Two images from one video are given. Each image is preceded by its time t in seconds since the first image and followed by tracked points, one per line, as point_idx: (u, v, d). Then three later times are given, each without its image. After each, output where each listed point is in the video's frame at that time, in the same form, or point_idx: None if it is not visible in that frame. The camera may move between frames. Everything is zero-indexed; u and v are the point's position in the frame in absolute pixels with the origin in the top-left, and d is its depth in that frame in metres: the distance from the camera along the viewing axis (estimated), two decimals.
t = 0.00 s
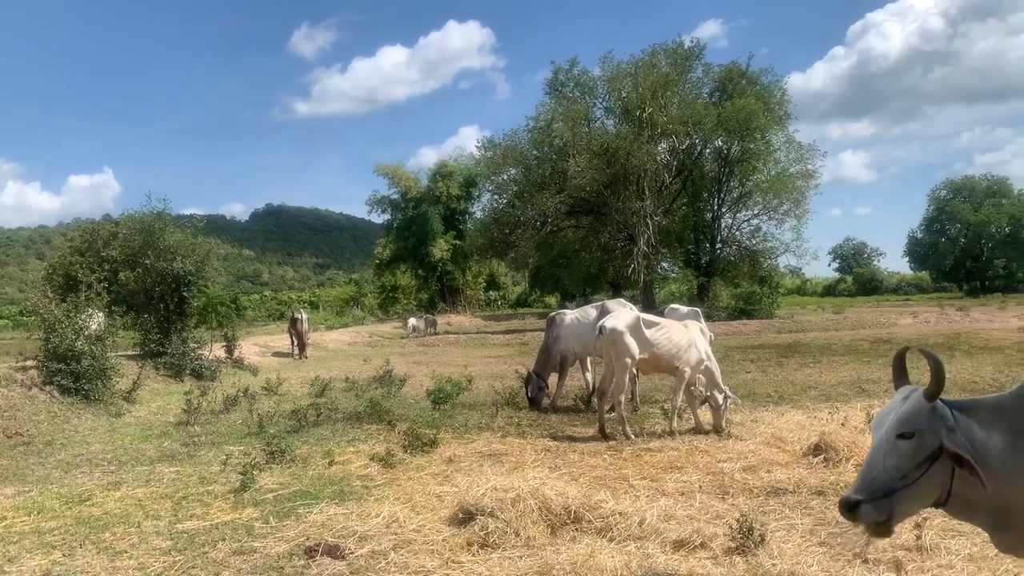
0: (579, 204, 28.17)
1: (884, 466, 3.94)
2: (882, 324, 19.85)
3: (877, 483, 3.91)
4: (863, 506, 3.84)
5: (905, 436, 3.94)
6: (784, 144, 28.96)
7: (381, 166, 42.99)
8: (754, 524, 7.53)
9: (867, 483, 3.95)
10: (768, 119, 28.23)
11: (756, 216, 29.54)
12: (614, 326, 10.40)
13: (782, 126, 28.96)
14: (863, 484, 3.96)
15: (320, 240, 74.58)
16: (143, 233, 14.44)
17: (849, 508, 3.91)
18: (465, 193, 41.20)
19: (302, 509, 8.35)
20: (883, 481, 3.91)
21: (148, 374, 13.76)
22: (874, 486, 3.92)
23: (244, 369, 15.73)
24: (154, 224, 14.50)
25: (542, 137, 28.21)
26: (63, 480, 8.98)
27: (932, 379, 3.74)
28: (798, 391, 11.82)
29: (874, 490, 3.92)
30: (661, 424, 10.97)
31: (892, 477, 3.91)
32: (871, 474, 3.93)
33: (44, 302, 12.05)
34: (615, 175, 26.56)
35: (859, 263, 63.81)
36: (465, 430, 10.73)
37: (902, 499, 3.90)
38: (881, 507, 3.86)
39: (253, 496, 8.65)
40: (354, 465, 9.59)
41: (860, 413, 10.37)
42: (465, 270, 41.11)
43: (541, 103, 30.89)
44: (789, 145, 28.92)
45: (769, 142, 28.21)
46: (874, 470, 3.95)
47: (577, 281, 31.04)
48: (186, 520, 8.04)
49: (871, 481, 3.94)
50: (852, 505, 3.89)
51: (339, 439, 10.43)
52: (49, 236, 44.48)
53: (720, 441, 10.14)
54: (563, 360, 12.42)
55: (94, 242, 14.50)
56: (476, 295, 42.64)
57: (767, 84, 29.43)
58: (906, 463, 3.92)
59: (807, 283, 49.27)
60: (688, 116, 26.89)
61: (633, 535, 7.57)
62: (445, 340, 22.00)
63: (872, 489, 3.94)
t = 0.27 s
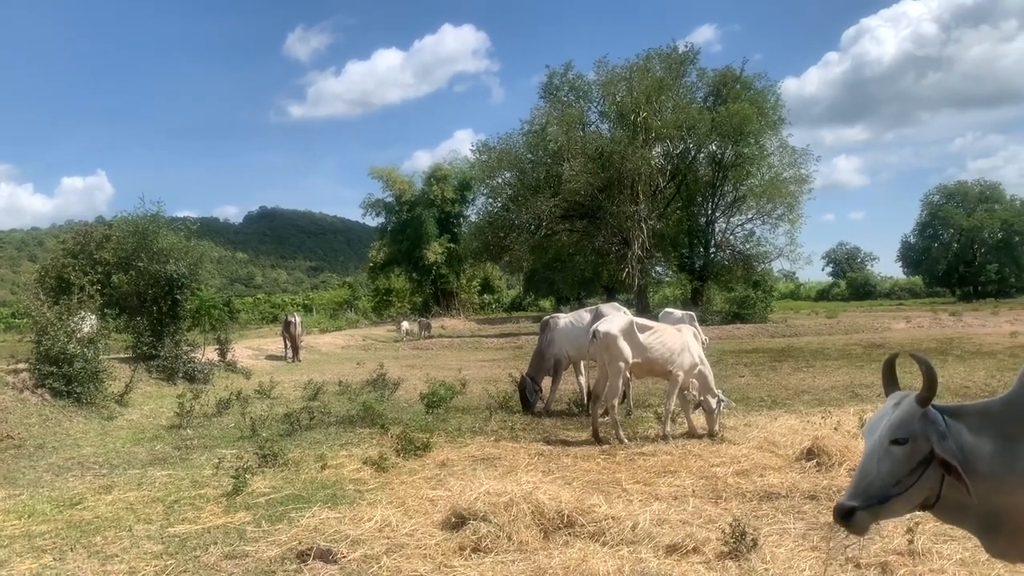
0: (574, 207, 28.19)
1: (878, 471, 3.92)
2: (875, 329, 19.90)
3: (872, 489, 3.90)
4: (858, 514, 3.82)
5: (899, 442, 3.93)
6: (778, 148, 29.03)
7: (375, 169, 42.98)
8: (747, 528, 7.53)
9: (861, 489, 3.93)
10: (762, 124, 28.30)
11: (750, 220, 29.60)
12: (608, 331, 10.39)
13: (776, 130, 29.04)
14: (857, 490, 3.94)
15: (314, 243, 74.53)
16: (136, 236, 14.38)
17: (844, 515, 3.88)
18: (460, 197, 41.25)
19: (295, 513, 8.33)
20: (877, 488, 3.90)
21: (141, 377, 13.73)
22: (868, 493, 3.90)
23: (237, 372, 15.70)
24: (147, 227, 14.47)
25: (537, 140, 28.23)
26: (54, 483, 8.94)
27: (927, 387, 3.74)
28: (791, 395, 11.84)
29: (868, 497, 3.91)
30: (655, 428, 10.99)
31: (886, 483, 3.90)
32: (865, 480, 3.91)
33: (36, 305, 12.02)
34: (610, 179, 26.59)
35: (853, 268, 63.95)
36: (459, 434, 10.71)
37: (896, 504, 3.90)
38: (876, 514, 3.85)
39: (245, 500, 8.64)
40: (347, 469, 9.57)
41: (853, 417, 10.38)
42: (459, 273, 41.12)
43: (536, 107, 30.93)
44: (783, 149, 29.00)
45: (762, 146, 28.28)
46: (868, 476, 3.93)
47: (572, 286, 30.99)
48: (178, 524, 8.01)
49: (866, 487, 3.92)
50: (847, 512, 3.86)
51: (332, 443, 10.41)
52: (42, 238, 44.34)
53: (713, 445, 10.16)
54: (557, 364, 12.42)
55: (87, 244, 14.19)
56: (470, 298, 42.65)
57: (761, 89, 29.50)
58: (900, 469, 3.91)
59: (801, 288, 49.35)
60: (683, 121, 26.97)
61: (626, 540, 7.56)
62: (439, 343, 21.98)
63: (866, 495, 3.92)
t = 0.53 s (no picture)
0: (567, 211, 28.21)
1: (867, 473, 3.92)
2: (866, 333, 19.95)
3: (862, 490, 3.90)
4: (848, 515, 3.81)
5: (888, 444, 3.93)
6: (770, 153, 29.12)
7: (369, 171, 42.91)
8: (739, 531, 7.54)
9: (851, 491, 3.93)
10: (755, 128, 28.36)
11: (742, 224, 29.66)
12: (601, 334, 10.41)
13: (768, 135, 29.12)
14: (847, 492, 3.93)
15: (306, 245, 74.40)
16: (128, 236, 14.32)
17: (834, 517, 3.87)
18: (452, 199, 41.25)
19: (285, 515, 8.29)
20: (868, 489, 3.90)
21: (131, 379, 13.66)
22: (858, 494, 3.90)
23: (228, 374, 15.62)
24: (139, 228, 14.39)
25: (530, 143, 28.25)
26: (43, 485, 8.89)
27: (916, 388, 3.75)
28: (782, 399, 11.86)
29: (858, 498, 3.90)
30: (647, 431, 10.99)
31: (876, 485, 3.90)
32: (855, 481, 3.91)
33: (26, 305, 11.99)
34: (602, 182, 26.62)
35: (844, 272, 64.14)
36: (450, 436, 10.70)
37: (886, 506, 3.89)
38: (866, 515, 3.84)
39: (235, 502, 8.60)
40: (338, 472, 9.54)
41: (844, 421, 10.40)
42: (452, 276, 41.08)
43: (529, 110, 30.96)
44: (775, 154, 29.08)
45: (755, 150, 28.35)
46: (858, 478, 3.93)
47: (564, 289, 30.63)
48: (168, 526, 7.97)
49: (855, 489, 3.92)
50: (836, 514, 3.86)
51: (323, 445, 10.38)
52: (32, 239, 44.10)
53: (705, 448, 10.17)
54: (550, 367, 12.42)
55: (77, 245, 14.59)
56: (463, 301, 42.61)
57: (753, 94, 29.58)
58: (890, 471, 3.91)
59: (793, 292, 49.48)
60: (676, 124, 27.03)
61: (617, 543, 7.56)
62: (431, 346, 21.95)
63: (856, 497, 3.91)
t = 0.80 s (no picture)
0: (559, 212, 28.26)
1: (858, 473, 3.96)
2: (857, 334, 20.02)
3: (851, 490, 3.93)
4: (837, 513, 3.85)
5: (879, 444, 3.96)
6: (762, 155, 29.22)
7: (361, 171, 42.85)
8: (730, 532, 7.56)
9: (841, 491, 3.97)
10: (747, 130, 28.46)
11: (734, 226, 29.73)
12: (593, 335, 10.41)
13: (760, 136, 29.22)
14: (838, 492, 3.97)
15: (297, 245, 74.25)
16: (119, 236, 14.29)
17: (824, 516, 3.92)
18: (445, 200, 41.25)
19: (276, 516, 8.27)
20: (858, 489, 3.93)
21: (122, 379, 13.61)
22: (848, 494, 3.93)
23: (220, 374, 15.58)
24: (130, 227, 14.37)
25: (523, 144, 28.26)
26: (33, 485, 8.84)
27: (905, 388, 3.78)
28: (774, 400, 11.90)
29: (848, 498, 3.94)
30: (639, 432, 11.01)
31: (866, 485, 3.93)
32: (845, 481, 3.95)
33: (16, 305, 11.93)
34: (595, 183, 26.67)
35: (835, 274, 64.38)
36: (443, 437, 10.69)
37: (877, 506, 3.92)
38: (855, 515, 3.87)
39: (226, 502, 8.57)
40: (330, 472, 9.52)
41: (836, 422, 10.44)
42: (444, 277, 41.05)
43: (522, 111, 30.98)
44: (767, 156, 29.18)
45: (747, 152, 28.43)
46: (848, 478, 3.97)
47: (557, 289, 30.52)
48: (159, 526, 7.94)
49: (846, 489, 3.96)
50: (825, 513, 3.90)
51: (315, 445, 10.36)
52: (21, 238, 43.84)
53: (696, 449, 10.19)
54: (542, 368, 12.43)
55: (68, 245, 14.53)
56: (455, 302, 42.59)
57: (746, 96, 29.67)
58: (880, 471, 3.94)
59: (784, 293, 49.64)
60: (668, 126, 27.09)
61: (609, 543, 7.57)
62: (423, 347, 21.93)
63: (846, 497, 3.95)
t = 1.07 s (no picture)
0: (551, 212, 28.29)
1: (846, 472, 3.99)
2: (847, 334, 20.09)
3: (840, 489, 3.97)
4: (824, 512, 3.89)
5: (867, 444, 3.99)
6: (753, 155, 29.30)
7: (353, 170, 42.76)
8: (720, 531, 7.59)
9: (829, 490, 4.00)
10: (737, 131, 28.53)
11: (724, 226, 29.79)
12: (585, 334, 10.44)
13: (751, 137, 29.28)
14: (826, 491, 4.00)
15: (288, 245, 74.07)
16: (109, 236, 14.22)
17: (812, 515, 3.95)
18: (436, 199, 41.22)
19: (267, 516, 8.26)
20: (846, 488, 3.96)
21: (112, 379, 13.56)
22: (836, 493, 3.96)
23: (210, 374, 15.53)
24: (121, 227, 14.30)
25: (514, 144, 28.27)
26: (22, 486, 8.80)
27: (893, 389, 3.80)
28: (764, 400, 11.95)
29: (836, 498, 3.97)
30: (630, 431, 11.04)
31: (854, 484, 3.96)
32: (833, 480, 3.99)
33: (5, 305, 11.85)
34: (587, 183, 26.72)
35: (825, 274, 64.59)
36: (434, 437, 10.69)
37: (864, 506, 3.95)
38: (843, 514, 3.90)
39: (217, 502, 8.56)
40: (321, 472, 9.51)
41: (825, 422, 10.49)
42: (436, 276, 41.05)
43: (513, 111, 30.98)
44: (757, 156, 29.26)
45: (737, 153, 28.50)
46: (836, 477, 4.00)
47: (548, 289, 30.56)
48: (149, 526, 7.92)
49: (834, 488, 3.99)
50: (813, 512, 3.94)
51: (306, 445, 10.35)
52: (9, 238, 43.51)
53: (687, 448, 10.23)
54: (534, 367, 12.45)
55: (58, 244, 14.45)
56: (447, 302, 42.58)
57: (736, 96, 29.74)
58: (868, 471, 3.96)
59: (775, 293, 49.79)
60: (659, 126, 27.15)
61: (600, 543, 7.60)
62: (414, 346, 21.90)
63: (834, 496, 3.98)
